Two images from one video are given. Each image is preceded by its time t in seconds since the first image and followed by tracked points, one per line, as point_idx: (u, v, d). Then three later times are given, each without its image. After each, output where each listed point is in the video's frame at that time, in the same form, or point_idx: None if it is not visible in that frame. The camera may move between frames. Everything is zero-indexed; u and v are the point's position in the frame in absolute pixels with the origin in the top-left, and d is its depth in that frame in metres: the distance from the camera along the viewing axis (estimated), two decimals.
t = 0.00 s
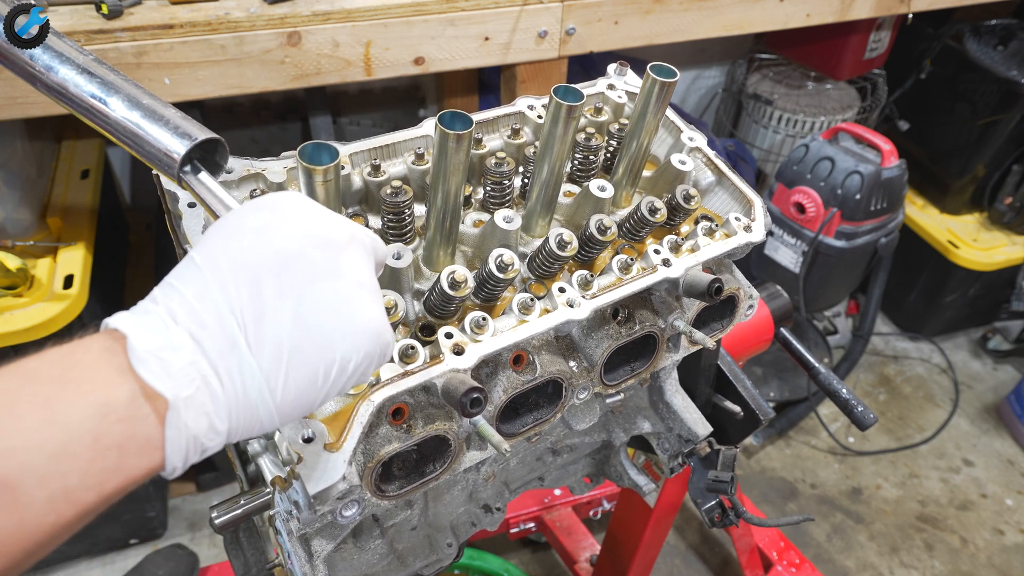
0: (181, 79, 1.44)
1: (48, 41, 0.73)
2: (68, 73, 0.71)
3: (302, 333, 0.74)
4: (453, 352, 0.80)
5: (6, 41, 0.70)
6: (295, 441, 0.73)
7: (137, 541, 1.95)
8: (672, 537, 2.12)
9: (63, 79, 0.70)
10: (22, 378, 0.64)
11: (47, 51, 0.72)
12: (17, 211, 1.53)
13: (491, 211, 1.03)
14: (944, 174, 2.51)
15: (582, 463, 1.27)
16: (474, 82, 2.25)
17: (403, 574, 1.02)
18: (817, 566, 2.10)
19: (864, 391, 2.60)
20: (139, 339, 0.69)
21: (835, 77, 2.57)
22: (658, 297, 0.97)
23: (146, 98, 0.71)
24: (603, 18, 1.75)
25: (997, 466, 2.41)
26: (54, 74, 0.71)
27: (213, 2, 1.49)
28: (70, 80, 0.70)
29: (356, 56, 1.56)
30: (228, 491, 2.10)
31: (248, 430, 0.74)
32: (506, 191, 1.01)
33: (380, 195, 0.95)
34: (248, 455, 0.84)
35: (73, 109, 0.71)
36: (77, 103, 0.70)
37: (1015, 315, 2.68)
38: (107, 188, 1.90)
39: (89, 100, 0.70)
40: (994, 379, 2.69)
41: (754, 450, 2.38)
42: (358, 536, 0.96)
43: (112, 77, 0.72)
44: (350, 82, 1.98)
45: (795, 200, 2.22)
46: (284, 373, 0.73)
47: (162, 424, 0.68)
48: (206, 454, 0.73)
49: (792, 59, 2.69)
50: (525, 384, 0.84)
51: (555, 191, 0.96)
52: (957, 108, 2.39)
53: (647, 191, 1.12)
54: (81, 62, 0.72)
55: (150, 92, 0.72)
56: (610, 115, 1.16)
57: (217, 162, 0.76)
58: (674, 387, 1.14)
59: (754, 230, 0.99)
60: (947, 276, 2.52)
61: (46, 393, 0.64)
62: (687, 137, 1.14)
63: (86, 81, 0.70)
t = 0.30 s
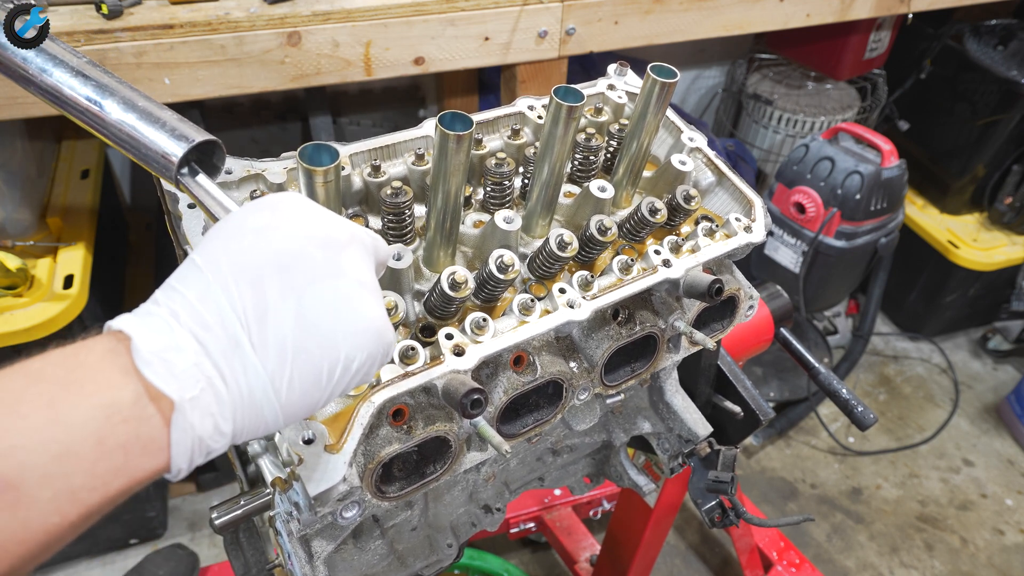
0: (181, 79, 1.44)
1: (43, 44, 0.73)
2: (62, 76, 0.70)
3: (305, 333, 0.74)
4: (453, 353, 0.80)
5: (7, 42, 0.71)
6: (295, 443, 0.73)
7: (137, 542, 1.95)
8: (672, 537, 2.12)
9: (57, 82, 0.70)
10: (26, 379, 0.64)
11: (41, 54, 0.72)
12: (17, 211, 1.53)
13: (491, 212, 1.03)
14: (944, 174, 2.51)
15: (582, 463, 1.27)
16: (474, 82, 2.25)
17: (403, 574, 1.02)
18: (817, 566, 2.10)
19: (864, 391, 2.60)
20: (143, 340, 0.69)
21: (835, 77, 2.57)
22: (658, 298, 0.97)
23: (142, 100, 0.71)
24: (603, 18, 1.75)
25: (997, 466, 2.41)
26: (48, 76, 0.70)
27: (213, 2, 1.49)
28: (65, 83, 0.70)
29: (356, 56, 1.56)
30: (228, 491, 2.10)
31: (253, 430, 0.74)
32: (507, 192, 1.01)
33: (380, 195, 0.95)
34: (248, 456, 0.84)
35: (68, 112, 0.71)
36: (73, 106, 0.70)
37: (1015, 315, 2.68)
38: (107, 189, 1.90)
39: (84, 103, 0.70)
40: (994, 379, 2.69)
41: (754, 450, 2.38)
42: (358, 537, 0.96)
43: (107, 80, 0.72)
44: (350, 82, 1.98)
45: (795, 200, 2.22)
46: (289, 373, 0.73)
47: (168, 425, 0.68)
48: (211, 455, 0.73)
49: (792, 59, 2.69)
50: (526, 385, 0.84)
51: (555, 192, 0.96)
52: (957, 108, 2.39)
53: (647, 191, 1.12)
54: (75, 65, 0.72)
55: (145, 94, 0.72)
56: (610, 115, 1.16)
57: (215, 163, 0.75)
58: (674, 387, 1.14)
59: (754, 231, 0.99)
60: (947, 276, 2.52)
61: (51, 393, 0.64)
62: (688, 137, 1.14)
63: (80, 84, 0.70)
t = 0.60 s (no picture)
0: (181, 79, 1.44)
1: (38, 45, 0.72)
2: (59, 78, 0.70)
3: (308, 335, 0.74)
4: (453, 353, 0.80)
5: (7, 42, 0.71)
6: (296, 444, 0.73)
7: (137, 542, 1.95)
8: (672, 537, 2.12)
9: (54, 84, 0.70)
10: (32, 382, 0.64)
11: (37, 55, 0.72)
12: (17, 211, 1.53)
13: (491, 212, 1.03)
14: (944, 174, 2.51)
15: (582, 463, 1.27)
16: (474, 82, 2.25)
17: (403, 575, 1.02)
18: (817, 566, 2.10)
19: (864, 391, 2.60)
20: (148, 344, 0.68)
21: (835, 77, 2.57)
22: (658, 298, 0.97)
23: (139, 101, 0.71)
24: (603, 18, 1.75)
25: (997, 466, 2.41)
26: (44, 78, 0.70)
27: (212, 2, 1.49)
28: (62, 85, 0.70)
29: (356, 56, 1.56)
30: (228, 491, 2.10)
31: (258, 433, 0.74)
32: (507, 192, 1.01)
33: (380, 196, 0.95)
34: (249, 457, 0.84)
35: (65, 114, 0.71)
36: (71, 109, 0.70)
37: (1014, 315, 2.69)
38: (107, 189, 1.90)
39: (82, 105, 0.70)
40: (994, 379, 2.69)
41: (754, 450, 2.38)
42: (358, 538, 0.96)
43: (104, 81, 0.71)
44: (350, 82, 1.98)
45: (795, 200, 2.22)
46: (292, 375, 0.73)
47: (173, 430, 0.68)
48: (216, 459, 0.73)
49: (792, 59, 2.69)
50: (526, 385, 0.84)
51: (555, 192, 0.96)
52: (956, 107, 2.39)
53: (647, 192, 1.12)
54: (70, 66, 0.72)
55: (142, 95, 0.72)
56: (610, 115, 1.16)
57: (213, 165, 0.75)
58: (675, 388, 1.14)
59: (754, 231, 0.99)
60: (947, 276, 2.52)
61: (56, 397, 0.63)
62: (688, 137, 1.14)
63: (77, 86, 0.70)
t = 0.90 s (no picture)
0: (181, 79, 1.44)
1: (35, 46, 0.72)
2: (54, 80, 0.70)
3: (308, 337, 0.74)
4: (453, 354, 0.79)
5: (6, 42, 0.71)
6: (296, 444, 0.73)
7: (137, 542, 1.95)
8: (672, 537, 2.12)
9: (48, 85, 0.69)
10: (33, 385, 0.64)
11: (30, 57, 0.71)
12: (17, 211, 1.53)
13: (491, 212, 1.02)
14: (944, 174, 2.51)
15: (582, 463, 1.27)
16: (474, 82, 2.25)
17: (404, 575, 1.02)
18: (817, 566, 2.10)
19: (864, 391, 2.60)
20: (148, 348, 0.68)
21: (835, 77, 2.57)
22: (658, 298, 0.97)
23: (136, 103, 0.71)
24: (603, 18, 1.75)
25: (997, 466, 2.41)
26: (38, 79, 0.70)
27: (212, 2, 1.49)
28: (57, 87, 0.70)
29: (356, 56, 1.56)
30: (228, 491, 2.10)
31: (258, 435, 0.74)
32: (507, 192, 1.01)
33: (380, 196, 0.95)
34: (248, 457, 0.84)
35: (59, 116, 0.71)
36: (66, 111, 0.70)
37: (1014, 315, 2.69)
38: (106, 189, 1.90)
39: (79, 108, 0.70)
40: (994, 379, 2.69)
41: (754, 450, 2.38)
42: (358, 538, 0.96)
43: (100, 83, 0.71)
44: (350, 82, 1.98)
45: (795, 200, 2.21)
46: (292, 378, 0.73)
47: (173, 434, 0.68)
48: (216, 461, 0.72)
49: (792, 59, 2.69)
50: (526, 386, 0.84)
51: (555, 192, 0.95)
52: (956, 108, 2.39)
53: (647, 192, 1.12)
54: (65, 68, 0.71)
55: (138, 97, 0.72)
56: (610, 115, 1.16)
57: (210, 166, 0.75)
58: (675, 388, 1.14)
59: (754, 231, 0.99)
60: (947, 276, 2.52)
61: (57, 400, 0.63)
62: (688, 137, 1.14)
63: (73, 88, 0.70)
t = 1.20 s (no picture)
0: (181, 79, 1.44)
1: (35, 47, 0.73)
2: (51, 81, 0.70)
3: (309, 338, 0.75)
4: (454, 354, 0.79)
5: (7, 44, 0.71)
6: (297, 445, 0.73)
7: (137, 542, 1.95)
8: (672, 537, 2.12)
9: (45, 87, 0.69)
10: (37, 388, 0.64)
11: (26, 58, 0.71)
12: (17, 211, 1.53)
13: (491, 213, 1.02)
14: (944, 174, 2.51)
15: (582, 463, 1.27)
16: (474, 82, 2.25)
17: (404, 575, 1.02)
18: (817, 566, 2.11)
19: (864, 391, 2.60)
20: (150, 351, 0.68)
21: (835, 77, 2.57)
22: (659, 298, 0.97)
23: (134, 104, 0.71)
24: (603, 18, 1.75)
25: (997, 466, 2.41)
26: (35, 81, 0.70)
27: (212, 2, 1.49)
28: (54, 88, 0.69)
29: (356, 56, 1.56)
30: (228, 491, 2.10)
31: (261, 436, 0.74)
32: (507, 193, 1.01)
33: (380, 196, 0.95)
34: (249, 457, 0.85)
35: (57, 118, 0.70)
36: (63, 112, 0.70)
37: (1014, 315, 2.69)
38: (107, 188, 1.90)
39: (77, 109, 0.69)
40: (994, 379, 2.69)
41: (754, 449, 2.38)
42: (358, 538, 0.96)
43: (97, 84, 0.71)
44: (350, 82, 1.98)
45: (795, 200, 2.22)
46: (294, 379, 0.73)
47: (177, 436, 0.68)
48: (220, 463, 0.73)
49: (792, 59, 2.69)
50: (526, 386, 0.84)
51: (556, 192, 0.95)
52: (956, 107, 2.39)
53: (648, 192, 1.12)
54: (63, 69, 0.71)
55: (136, 98, 0.71)
56: (610, 116, 1.16)
57: (209, 167, 0.75)
58: (675, 388, 1.14)
59: (755, 231, 0.99)
60: (947, 276, 2.52)
61: (61, 403, 0.64)
62: (688, 137, 1.14)
63: (70, 89, 0.70)
